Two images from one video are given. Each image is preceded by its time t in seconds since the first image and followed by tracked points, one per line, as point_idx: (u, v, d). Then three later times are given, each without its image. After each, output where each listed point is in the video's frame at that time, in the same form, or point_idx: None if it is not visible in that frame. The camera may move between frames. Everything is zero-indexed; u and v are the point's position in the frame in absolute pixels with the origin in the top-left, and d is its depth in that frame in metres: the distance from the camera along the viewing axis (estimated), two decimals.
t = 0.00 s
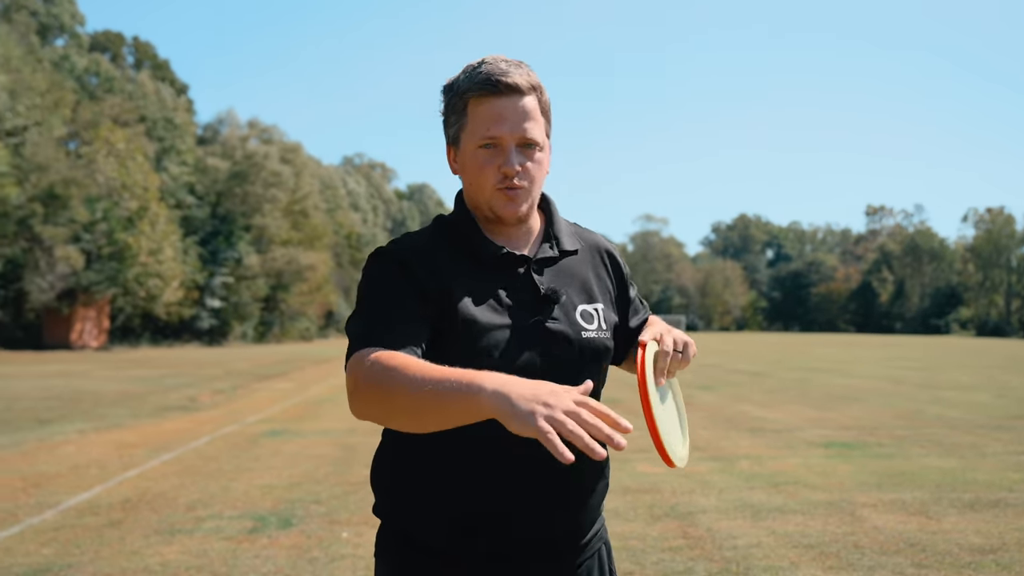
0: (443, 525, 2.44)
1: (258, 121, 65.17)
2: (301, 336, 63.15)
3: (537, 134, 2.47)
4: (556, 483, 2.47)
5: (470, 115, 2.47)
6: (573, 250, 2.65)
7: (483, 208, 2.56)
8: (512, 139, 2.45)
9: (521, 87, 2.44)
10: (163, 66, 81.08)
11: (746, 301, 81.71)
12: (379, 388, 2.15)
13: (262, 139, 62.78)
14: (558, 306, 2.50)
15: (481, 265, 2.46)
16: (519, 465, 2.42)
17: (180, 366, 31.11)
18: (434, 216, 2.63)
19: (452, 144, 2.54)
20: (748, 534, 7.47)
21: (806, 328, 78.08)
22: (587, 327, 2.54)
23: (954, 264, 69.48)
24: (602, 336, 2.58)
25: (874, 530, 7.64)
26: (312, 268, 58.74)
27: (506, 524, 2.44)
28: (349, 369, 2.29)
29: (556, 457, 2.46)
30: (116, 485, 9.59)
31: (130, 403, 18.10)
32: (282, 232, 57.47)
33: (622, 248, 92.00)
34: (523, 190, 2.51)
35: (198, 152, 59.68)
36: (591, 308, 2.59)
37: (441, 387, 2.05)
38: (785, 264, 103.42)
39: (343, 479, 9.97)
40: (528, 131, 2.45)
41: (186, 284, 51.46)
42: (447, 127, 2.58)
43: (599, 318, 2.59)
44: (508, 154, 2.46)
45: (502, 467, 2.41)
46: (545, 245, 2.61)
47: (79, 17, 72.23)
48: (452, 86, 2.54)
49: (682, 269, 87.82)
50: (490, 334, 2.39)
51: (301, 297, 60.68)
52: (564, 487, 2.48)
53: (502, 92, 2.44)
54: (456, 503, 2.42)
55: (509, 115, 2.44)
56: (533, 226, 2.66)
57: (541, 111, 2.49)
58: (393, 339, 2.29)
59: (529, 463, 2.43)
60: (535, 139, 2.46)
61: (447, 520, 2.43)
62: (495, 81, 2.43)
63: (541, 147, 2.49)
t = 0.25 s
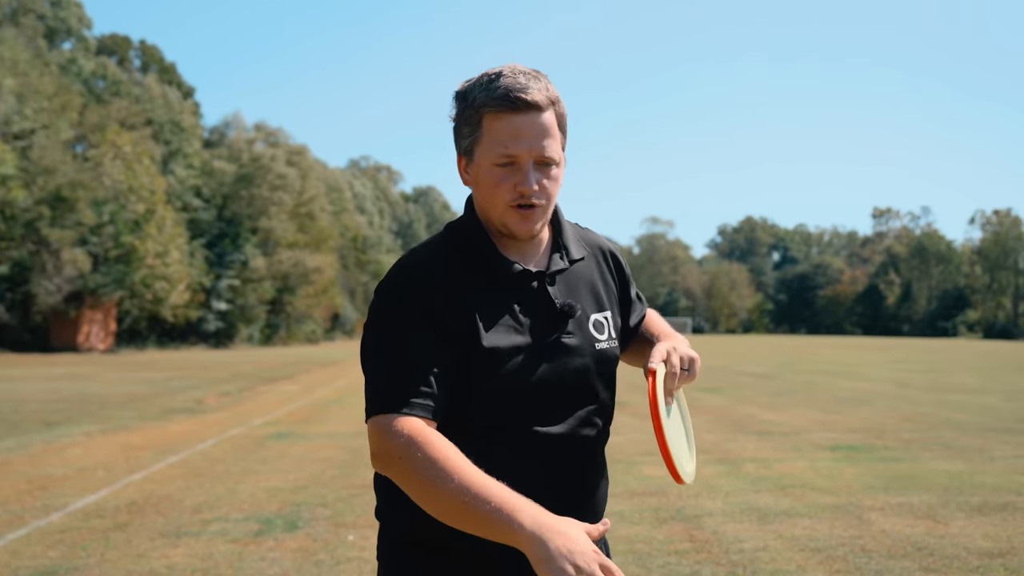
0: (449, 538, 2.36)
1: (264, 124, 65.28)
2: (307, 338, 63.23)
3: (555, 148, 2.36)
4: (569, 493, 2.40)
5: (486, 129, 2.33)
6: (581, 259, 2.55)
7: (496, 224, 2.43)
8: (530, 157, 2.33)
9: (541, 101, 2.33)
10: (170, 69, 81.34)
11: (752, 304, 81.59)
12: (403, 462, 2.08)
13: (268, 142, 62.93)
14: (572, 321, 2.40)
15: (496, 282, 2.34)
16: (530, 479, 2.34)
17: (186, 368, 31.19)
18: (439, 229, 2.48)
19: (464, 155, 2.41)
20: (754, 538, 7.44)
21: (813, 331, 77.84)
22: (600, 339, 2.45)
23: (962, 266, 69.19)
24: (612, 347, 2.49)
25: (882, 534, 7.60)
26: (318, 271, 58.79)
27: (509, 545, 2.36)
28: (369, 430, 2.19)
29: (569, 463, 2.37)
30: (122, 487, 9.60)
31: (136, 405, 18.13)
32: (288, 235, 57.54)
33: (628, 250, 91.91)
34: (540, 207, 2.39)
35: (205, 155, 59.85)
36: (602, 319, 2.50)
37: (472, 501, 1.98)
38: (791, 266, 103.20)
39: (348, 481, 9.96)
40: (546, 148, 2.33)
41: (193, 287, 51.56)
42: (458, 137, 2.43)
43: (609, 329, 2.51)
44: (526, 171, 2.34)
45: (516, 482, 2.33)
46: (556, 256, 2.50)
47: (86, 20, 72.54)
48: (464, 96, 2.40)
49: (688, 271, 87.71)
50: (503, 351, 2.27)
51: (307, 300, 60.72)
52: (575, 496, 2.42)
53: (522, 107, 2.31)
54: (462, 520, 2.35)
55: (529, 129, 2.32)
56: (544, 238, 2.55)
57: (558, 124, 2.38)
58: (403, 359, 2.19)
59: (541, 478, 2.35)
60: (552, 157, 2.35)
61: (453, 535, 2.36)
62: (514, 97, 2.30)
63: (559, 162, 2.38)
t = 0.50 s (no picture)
0: (465, 531, 2.35)
1: (271, 128, 65.42)
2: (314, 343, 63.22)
3: (567, 151, 2.37)
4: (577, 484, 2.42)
5: (498, 129, 2.31)
6: (581, 256, 2.60)
7: (507, 225, 2.42)
8: (543, 158, 2.33)
9: (555, 102, 2.32)
10: (177, 74, 81.62)
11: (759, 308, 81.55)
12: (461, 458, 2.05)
13: (275, 147, 63.09)
14: (584, 317, 2.42)
15: (510, 280, 2.32)
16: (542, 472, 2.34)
17: (193, 373, 31.24)
18: (449, 229, 2.45)
19: (475, 157, 2.39)
20: (762, 542, 7.42)
21: (820, 335, 77.54)
22: (607, 333, 2.50)
23: (969, 269, 68.88)
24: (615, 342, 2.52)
25: (890, 539, 7.57)
26: (325, 275, 58.84)
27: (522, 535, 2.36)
28: (411, 444, 2.15)
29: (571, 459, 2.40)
30: (129, 491, 9.63)
31: (144, 410, 18.16)
32: (295, 239, 57.64)
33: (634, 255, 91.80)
34: (554, 209, 2.40)
35: (211, 160, 60.02)
36: (606, 316, 2.54)
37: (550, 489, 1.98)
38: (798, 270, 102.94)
39: (355, 486, 9.96)
40: (557, 149, 2.33)
41: (200, 292, 51.67)
42: (466, 138, 2.41)
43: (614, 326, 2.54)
44: (540, 173, 2.34)
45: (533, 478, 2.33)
46: (560, 255, 2.53)
47: (94, 26, 72.89)
48: (473, 97, 2.38)
49: (695, 275, 87.55)
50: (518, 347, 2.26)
51: (314, 304, 60.77)
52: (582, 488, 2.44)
53: (535, 111, 2.30)
54: (474, 517, 2.34)
55: (542, 131, 2.31)
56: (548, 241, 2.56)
57: (569, 126, 2.38)
58: (420, 365, 2.15)
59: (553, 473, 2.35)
60: (564, 157, 2.36)
61: (471, 525, 2.34)
62: (528, 99, 2.29)
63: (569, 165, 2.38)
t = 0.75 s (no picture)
0: (471, 533, 2.32)
1: (274, 130, 65.44)
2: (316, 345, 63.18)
3: (562, 134, 2.49)
4: (585, 477, 2.41)
5: (493, 118, 2.44)
6: (581, 254, 2.67)
7: (509, 210, 2.52)
8: (540, 141, 2.45)
9: (546, 87, 2.45)
10: (181, 77, 81.76)
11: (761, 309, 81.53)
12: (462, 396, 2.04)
13: (278, 149, 63.17)
14: (581, 307, 2.47)
15: (508, 264, 2.38)
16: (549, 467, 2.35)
17: (195, 375, 31.26)
18: (451, 223, 2.54)
19: (473, 148, 2.51)
20: (765, 544, 7.40)
21: (823, 336, 77.39)
22: (607, 327, 2.55)
23: (973, 271, 68.70)
24: (615, 336, 2.57)
25: (894, 541, 7.55)
26: (327, 277, 58.82)
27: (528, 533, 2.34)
28: (399, 394, 2.16)
29: (575, 456, 2.39)
30: (132, 493, 9.63)
31: (147, 412, 18.17)
32: (298, 241, 57.67)
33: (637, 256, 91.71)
34: (551, 192, 2.51)
35: (214, 162, 60.08)
36: (606, 312, 2.60)
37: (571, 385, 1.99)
38: (801, 272, 102.90)
39: (357, 488, 9.96)
40: (551, 132, 2.45)
41: (202, 294, 51.70)
42: (463, 132, 2.54)
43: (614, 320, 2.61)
44: (539, 153, 2.45)
45: (537, 472, 2.33)
46: (558, 249, 2.61)
47: (97, 29, 73.04)
48: (467, 92, 2.51)
49: (698, 277, 87.43)
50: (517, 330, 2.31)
51: (316, 306, 60.79)
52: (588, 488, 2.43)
53: (527, 96, 2.43)
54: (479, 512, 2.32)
55: (534, 116, 2.44)
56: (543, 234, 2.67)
57: (561, 115, 2.51)
58: (415, 338, 2.18)
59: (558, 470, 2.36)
60: (558, 140, 2.48)
61: (478, 524, 2.32)
62: (522, 85, 2.42)
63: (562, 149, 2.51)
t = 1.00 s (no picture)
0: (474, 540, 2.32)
1: (277, 132, 65.60)
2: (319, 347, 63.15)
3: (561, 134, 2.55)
4: (587, 474, 2.40)
5: (494, 116, 2.49)
6: (584, 257, 2.67)
7: (509, 209, 2.53)
8: (541, 139, 2.49)
9: (545, 89, 2.51)
10: (183, 79, 81.93)
11: (764, 312, 81.54)
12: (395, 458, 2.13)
13: (280, 151, 63.30)
14: (577, 305, 2.47)
15: (501, 264, 2.41)
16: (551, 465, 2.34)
17: (198, 376, 31.31)
18: (450, 230, 2.55)
19: (473, 148, 2.55)
20: (768, 547, 7.39)
21: (826, 339, 77.32)
22: (607, 327, 2.54)
23: (975, 273, 68.64)
24: (618, 336, 2.56)
25: (896, 544, 7.54)
26: (330, 279, 58.88)
27: (527, 532, 2.33)
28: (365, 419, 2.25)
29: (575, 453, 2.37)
30: (134, 495, 9.63)
31: (148, 413, 18.17)
32: (300, 243, 57.78)
33: (639, 259, 91.73)
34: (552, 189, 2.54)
35: (217, 164, 60.18)
36: (607, 312, 2.59)
37: (447, 544, 1.98)
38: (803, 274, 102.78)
39: (358, 489, 9.96)
40: (551, 132, 2.50)
41: (205, 295, 51.74)
42: (462, 134, 2.58)
43: (614, 321, 2.61)
44: (539, 150, 2.49)
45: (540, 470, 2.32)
46: (558, 250, 2.62)
47: (101, 30, 73.21)
48: (469, 96, 2.55)
49: (700, 279, 87.39)
50: (513, 328, 2.31)
51: (319, 308, 60.85)
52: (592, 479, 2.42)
53: (528, 95, 2.49)
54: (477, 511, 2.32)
55: (533, 113, 2.49)
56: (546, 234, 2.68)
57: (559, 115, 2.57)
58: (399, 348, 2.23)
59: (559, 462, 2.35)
60: (557, 141, 2.52)
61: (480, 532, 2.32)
62: (524, 83, 2.48)
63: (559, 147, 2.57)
